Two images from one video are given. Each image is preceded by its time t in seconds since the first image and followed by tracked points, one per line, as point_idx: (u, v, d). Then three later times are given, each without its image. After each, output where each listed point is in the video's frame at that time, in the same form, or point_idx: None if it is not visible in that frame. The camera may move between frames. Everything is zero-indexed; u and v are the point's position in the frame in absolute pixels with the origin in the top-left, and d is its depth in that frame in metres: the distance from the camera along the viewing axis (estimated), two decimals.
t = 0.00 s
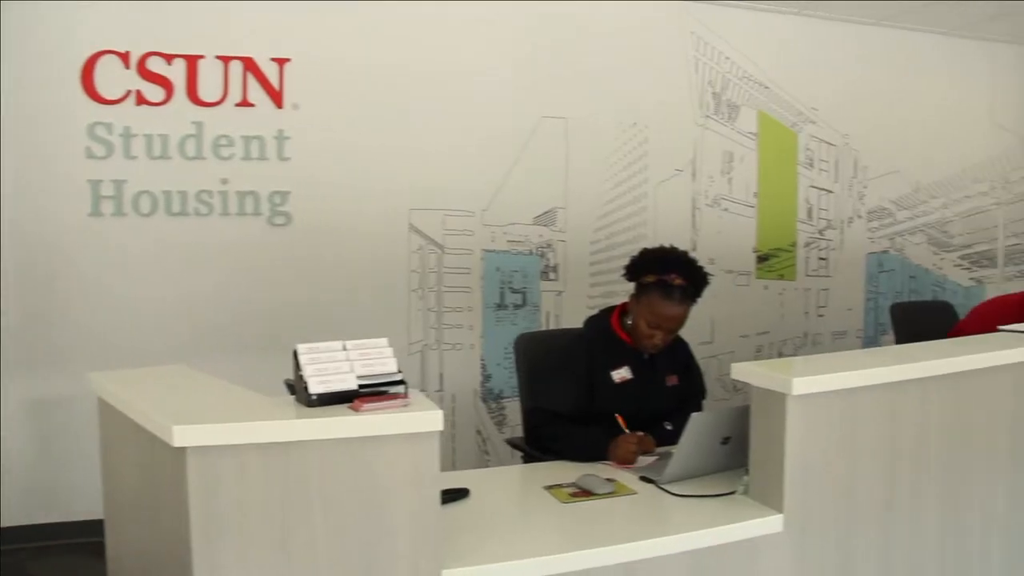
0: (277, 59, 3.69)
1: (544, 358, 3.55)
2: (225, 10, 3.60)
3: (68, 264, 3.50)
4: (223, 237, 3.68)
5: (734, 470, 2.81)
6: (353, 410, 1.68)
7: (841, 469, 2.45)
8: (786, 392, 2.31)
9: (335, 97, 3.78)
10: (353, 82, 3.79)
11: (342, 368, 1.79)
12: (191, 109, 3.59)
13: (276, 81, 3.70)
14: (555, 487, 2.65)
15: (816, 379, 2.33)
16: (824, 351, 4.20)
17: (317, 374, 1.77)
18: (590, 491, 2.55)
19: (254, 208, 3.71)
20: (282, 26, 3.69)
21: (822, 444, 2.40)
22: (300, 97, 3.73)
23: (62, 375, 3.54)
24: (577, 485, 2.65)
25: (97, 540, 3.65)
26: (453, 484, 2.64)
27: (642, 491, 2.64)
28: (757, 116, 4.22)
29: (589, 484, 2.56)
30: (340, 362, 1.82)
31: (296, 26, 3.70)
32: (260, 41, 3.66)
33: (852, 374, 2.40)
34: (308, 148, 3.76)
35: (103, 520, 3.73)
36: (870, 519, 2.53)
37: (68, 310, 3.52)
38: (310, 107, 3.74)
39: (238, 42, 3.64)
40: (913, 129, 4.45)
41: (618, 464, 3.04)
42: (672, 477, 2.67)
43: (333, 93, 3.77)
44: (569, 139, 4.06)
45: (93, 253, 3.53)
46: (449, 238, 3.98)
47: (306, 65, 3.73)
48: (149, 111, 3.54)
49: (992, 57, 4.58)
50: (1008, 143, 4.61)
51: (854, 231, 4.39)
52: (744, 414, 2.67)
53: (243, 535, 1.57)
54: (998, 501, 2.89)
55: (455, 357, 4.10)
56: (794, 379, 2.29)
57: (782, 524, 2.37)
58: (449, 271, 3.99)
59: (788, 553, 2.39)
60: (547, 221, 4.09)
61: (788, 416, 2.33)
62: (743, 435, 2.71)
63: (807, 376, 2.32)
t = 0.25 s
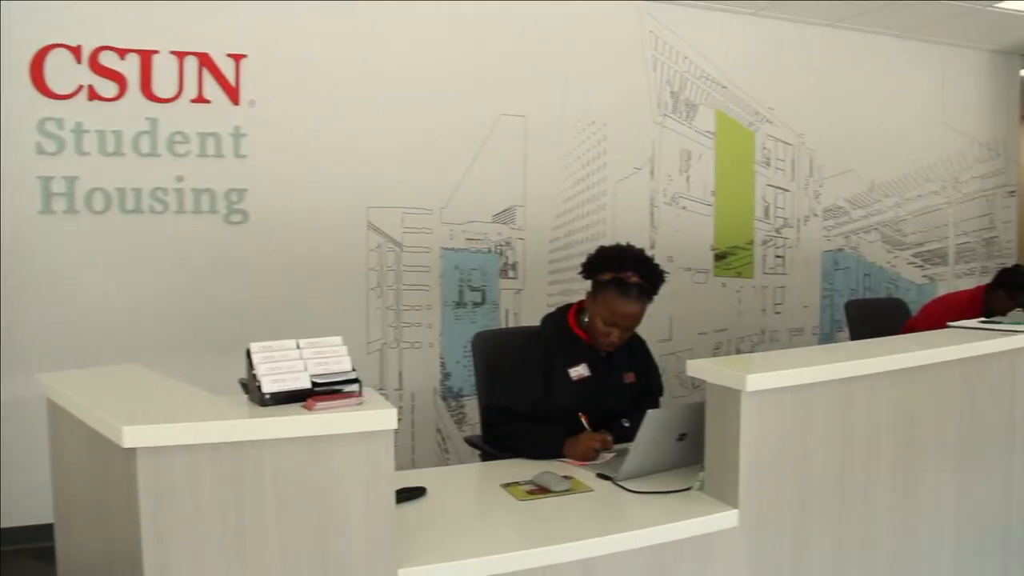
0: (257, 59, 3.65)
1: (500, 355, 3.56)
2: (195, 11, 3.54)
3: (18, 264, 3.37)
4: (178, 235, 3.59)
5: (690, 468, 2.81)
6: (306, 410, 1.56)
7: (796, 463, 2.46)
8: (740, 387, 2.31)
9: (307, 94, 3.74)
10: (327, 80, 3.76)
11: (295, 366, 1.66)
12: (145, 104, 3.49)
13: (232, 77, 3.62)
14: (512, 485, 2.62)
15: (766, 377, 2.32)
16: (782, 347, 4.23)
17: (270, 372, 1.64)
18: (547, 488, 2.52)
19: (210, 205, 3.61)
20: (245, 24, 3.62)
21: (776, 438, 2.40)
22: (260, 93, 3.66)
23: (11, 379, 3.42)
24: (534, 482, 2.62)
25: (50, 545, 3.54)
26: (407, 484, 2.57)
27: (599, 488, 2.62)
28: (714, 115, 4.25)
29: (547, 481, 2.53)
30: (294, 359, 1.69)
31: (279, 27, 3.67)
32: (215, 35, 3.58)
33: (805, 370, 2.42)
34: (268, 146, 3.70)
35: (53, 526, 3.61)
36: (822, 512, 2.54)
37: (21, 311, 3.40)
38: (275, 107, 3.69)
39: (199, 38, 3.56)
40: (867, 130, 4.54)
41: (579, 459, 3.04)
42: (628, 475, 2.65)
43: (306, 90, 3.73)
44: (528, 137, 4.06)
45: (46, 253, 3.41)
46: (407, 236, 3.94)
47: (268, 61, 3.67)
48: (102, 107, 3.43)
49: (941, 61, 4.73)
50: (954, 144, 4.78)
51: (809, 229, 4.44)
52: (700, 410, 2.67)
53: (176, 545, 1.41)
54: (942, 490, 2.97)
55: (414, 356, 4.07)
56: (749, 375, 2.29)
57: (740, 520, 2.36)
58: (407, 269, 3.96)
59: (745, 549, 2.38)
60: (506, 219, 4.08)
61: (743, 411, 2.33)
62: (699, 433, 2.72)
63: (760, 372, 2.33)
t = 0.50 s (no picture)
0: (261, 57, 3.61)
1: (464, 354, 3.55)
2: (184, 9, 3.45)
3: None
4: (137, 234, 3.44)
5: (650, 466, 2.82)
6: (264, 409, 1.52)
7: (755, 458, 2.47)
8: (699, 385, 2.32)
9: (308, 95, 3.71)
10: (329, 81, 3.74)
11: (253, 365, 1.62)
12: (103, 100, 3.33)
13: (193, 73, 3.49)
14: (473, 483, 2.60)
15: (724, 374, 2.34)
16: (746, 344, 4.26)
17: (227, 370, 1.60)
18: (508, 486, 2.51)
19: (171, 203, 3.48)
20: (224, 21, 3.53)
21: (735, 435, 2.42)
22: (235, 90, 3.57)
23: None
24: (495, 481, 2.61)
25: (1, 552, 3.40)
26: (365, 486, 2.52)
27: (559, 486, 2.61)
28: (677, 114, 4.28)
29: (507, 479, 2.52)
30: (251, 358, 1.65)
31: (281, 28, 3.63)
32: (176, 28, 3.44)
33: (761, 370, 2.43)
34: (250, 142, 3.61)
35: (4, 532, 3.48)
36: (781, 506, 2.56)
37: None
38: (264, 107, 3.63)
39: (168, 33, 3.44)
40: (830, 131, 4.60)
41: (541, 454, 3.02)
42: (589, 472, 2.64)
43: (307, 91, 3.70)
44: (492, 135, 4.04)
45: None
46: (370, 234, 3.88)
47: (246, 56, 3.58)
48: (59, 102, 3.27)
49: (900, 63, 4.82)
50: (912, 144, 4.89)
51: (771, 228, 4.49)
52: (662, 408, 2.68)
53: (121, 545, 1.36)
54: (897, 484, 3.02)
55: (377, 355, 4.02)
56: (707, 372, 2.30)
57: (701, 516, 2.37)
58: (371, 267, 3.90)
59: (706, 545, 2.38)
60: (470, 217, 4.07)
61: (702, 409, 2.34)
62: (659, 431, 2.74)
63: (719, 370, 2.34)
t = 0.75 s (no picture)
0: (261, 57, 3.40)
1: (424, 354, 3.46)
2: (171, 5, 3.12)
3: None
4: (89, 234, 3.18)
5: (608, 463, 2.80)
6: (217, 409, 1.48)
7: (711, 454, 2.47)
8: (655, 382, 2.32)
9: (308, 95, 3.57)
10: (329, 81, 3.60)
11: (206, 366, 1.58)
12: (54, 94, 2.97)
13: (149, 68, 3.17)
14: (430, 482, 2.54)
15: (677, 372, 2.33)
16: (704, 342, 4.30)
17: (179, 371, 1.55)
18: (465, 485, 2.46)
19: (127, 200, 3.23)
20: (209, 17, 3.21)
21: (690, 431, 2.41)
22: (212, 89, 3.28)
23: None
24: (452, 479, 2.56)
25: None
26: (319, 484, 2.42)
27: (517, 485, 2.57)
28: (638, 114, 4.30)
29: (465, 478, 2.46)
30: (204, 358, 1.61)
31: (281, 28, 3.42)
32: (141, 20, 3.09)
33: (717, 366, 2.44)
34: (229, 142, 3.39)
35: None
36: (737, 503, 2.56)
37: None
38: (264, 107, 3.44)
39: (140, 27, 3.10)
40: (789, 132, 4.66)
41: (498, 452, 3.01)
42: (546, 470, 2.61)
43: (306, 91, 3.56)
44: (452, 133, 3.99)
45: None
46: (329, 232, 3.77)
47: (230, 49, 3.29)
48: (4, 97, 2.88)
49: (858, 66, 4.90)
50: (868, 145, 4.99)
51: (730, 227, 4.54)
52: (620, 406, 2.67)
53: (66, 550, 1.30)
54: (851, 479, 3.05)
55: (336, 354, 3.93)
56: (663, 370, 2.30)
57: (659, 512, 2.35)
58: (330, 266, 3.81)
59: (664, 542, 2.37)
60: (430, 216, 4.02)
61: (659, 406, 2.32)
62: (616, 429, 2.72)
63: (674, 368, 2.34)
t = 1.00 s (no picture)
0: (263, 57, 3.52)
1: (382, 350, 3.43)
2: (174, 5, 3.29)
3: None
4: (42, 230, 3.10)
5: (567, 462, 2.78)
6: (168, 409, 1.43)
7: (667, 452, 2.47)
8: (611, 381, 2.31)
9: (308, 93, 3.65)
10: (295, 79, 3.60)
11: (158, 364, 1.53)
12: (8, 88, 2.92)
13: (104, 63, 3.17)
14: (388, 481, 2.50)
15: (635, 371, 2.33)
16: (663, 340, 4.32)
17: (130, 371, 1.50)
18: (422, 484, 2.42)
19: (81, 195, 3.18)
20: (207, 20, 3.37)
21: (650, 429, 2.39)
22: (211, 89, 3.41)
23: None
24: (410, 479, 2.52)
25: None
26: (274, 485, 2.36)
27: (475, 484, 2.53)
28: (599, 114, 4.31)
29: (422, 477, 2.43)
30: (156, 357, 1.55)
31: (281, 28, 3.54)
32: (84, 19, 3.14)
33: (677, 364, 2.46)
34: (221, 140, 3.46)
35: None
36: (693, 501, 2.56)
37: None
38: (265, 107, 3.55)
39: (137, 27, 3.23)
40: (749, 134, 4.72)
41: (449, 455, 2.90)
42: (504, 468, 2.58)
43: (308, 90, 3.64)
44: (413, 132, 3.92)
45: None
46: (289, 230, 3.67)
47: (218, 36, 3.40)
48: None
49: (817, 73, 4.98)
50: (827, 146, 5.07)
51: (691, 227, 4.58)
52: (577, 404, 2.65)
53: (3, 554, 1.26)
54: (806, 476, 3.07)
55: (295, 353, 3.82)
56: (619, 368, 2.29)
57: (616, 510, 2.34)
58: (289, 263, 3.70)
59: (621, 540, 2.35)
60: (392, 214, 3.95)
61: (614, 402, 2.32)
62: (575, 427, 2.70)
63: (630, 368, 2.34)
